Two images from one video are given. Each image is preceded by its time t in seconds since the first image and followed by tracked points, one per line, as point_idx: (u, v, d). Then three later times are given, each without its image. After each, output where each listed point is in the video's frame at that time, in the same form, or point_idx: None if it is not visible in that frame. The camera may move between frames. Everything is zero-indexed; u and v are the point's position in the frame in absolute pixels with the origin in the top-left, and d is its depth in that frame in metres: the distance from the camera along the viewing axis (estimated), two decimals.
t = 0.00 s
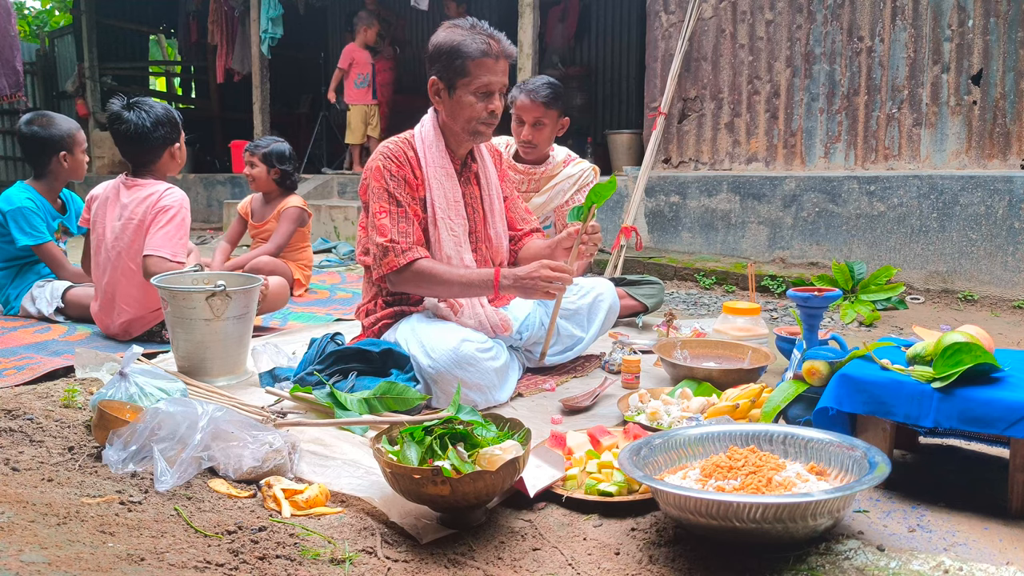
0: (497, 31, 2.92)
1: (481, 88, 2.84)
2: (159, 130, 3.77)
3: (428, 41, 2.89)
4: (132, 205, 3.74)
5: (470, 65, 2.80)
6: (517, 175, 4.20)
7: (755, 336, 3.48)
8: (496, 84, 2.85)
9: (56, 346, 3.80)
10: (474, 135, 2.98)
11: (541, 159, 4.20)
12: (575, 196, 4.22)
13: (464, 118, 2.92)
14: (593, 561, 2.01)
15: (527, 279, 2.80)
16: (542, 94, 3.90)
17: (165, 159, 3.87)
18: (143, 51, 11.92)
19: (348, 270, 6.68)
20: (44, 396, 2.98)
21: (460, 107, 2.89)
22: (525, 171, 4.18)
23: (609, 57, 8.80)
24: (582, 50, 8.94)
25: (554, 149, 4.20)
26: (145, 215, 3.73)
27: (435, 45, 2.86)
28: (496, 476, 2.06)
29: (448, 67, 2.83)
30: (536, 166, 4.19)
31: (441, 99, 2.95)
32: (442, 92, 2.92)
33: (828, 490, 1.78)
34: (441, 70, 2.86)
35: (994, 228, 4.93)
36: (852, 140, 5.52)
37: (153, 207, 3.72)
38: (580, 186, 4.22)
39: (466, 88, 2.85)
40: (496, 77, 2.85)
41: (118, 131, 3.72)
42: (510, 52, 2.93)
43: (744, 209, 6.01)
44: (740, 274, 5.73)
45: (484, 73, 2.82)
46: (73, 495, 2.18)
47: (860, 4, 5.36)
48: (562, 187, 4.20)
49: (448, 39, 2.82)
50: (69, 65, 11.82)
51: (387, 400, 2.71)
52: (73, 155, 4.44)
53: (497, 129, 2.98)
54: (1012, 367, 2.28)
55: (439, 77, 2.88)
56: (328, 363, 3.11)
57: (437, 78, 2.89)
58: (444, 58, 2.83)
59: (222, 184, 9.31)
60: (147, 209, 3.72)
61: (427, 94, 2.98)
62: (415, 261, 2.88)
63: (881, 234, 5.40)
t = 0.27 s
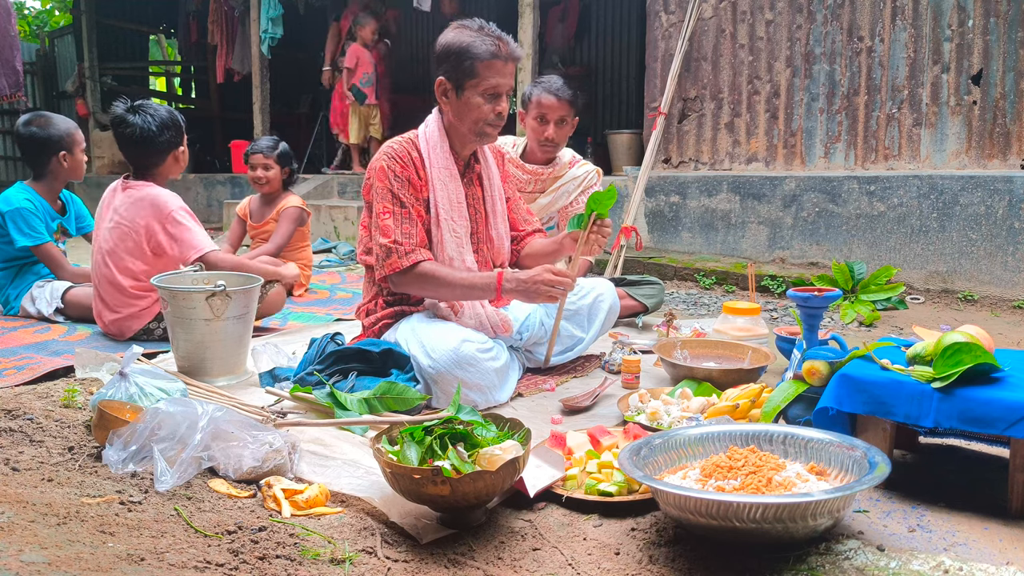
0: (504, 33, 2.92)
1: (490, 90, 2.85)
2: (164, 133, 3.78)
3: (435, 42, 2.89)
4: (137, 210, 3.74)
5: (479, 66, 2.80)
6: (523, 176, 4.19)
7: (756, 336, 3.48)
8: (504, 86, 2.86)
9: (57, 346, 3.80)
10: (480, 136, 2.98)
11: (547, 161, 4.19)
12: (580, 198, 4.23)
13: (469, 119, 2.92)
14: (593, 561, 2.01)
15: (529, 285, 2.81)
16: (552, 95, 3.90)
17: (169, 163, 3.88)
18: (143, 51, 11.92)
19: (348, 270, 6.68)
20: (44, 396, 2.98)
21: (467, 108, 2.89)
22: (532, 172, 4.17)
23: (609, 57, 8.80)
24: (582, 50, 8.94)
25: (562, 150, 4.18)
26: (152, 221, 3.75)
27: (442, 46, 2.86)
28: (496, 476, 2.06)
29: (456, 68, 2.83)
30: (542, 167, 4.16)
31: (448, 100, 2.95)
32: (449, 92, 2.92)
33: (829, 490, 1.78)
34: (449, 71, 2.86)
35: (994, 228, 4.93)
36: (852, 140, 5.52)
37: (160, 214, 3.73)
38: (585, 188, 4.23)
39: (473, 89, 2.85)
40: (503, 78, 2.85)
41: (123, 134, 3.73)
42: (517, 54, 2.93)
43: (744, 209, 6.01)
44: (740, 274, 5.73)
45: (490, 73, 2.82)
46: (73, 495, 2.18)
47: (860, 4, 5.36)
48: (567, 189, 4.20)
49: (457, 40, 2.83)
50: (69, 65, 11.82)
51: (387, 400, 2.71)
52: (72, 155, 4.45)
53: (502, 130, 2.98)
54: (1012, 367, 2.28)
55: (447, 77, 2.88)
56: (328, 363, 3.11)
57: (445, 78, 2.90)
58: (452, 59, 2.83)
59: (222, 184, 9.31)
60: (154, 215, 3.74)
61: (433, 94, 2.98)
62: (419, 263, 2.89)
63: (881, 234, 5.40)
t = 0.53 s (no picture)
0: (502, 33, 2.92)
1: (488, 89, 2.85)
2: (169, 135, 3.76)
3: (433, 41, 2.90)
4: (142, 211, 3.74)
5: (477, 66, 2.81)
6: (523, 176, 4.19)
7: (755, 336, 3.48)
8: (502, 85, 2.86)
9: (57, 346, 3.80)
10: (478, 135, 2.97)
11: (546, 159, 4.19)
12: (580, 196, 4.25)
13: (468, 118, 2.92)
14: (593, 561, 2.01)
15: (524, 287, 2.81)
16: (554, 93, 3.88)
17: (173, 164, 3.86)
18: (143, 51, 11.92)
19: (348, 270, 6.68)
20: (44, 396, 2.98)
21: (466, 108, 2.89)
22: (533, 172, 4.16)
23: (609, 57, 8.80)
24: (582, 50, 8.95)
25: (561, 149, 4.18)
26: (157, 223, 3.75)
27: (441, 46, 2.86)
28: (496, 476, 2.06)
29: (454, 67, 2.84)
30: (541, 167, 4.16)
31: (446, 99, 2.95)
32: (447, 92, 2.92)
33: (829, 490, 1.78)
34: (448, 71, 2.86)
35: (994, 228, 4.93)
36: (852, 140, 5.52)
37: (164, 216, 3.73)
38: (585, 186, 4.25)
39: (472, 88, 2.85)
40: (502, 77, 2.86)
41: (127, 137, 3.72)
42: (516, 53, 2.93)
43: (744, 209, 6.01)
44: (740, 274, 5.73)
45: (488, 73, 2.82)
46: (73, 495, 2.18)
47: (860, 4, 5.36)
48: (567, 188, 4.21)
49: (455, 39, 2.83)
50: (69, 65, 11.82)
51: (387, 400, 2.71)
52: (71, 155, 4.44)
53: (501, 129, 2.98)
54: (1012, 367, 2.28)
55: (445, 77, 2.88)
56: (328, 363, 3.11)
57: (442, 78, 2.90)
58: (450, 58, 2.84)
59: (222, 183, 9.31)
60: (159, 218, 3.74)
61: (432, 94, 2.97)
62: (415, 263, 2.89)
63: (881, 234, 5.40)
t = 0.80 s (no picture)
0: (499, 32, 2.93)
1: (485, 88, 2.85)
2: (182, 138, 3.81)
3: (430, 41, 2.90)
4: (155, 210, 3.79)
5: (474, 65, 2.81)
6: (517, 177, 4.18)
7: (755, 336, 3.48)
8: (499, 84, 2.86)
9: (57, 346, 3.80)
10: (476, 134, 2.97)
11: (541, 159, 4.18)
12: (573, 193, 4.25)
13: (466, 117, 2.92)
14: (594, 561, 2.01)
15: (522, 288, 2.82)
16: (547, 91, 3.93)
17: (187, 166, 3.92)
18: (143, 51, 11.92)
19: (348, 270, 6.68)
20: (44, 396, 2.98)
21: (464, 107, 2.90)
22: (526, 172, 4.15)
23: (609, 57, 8.80)
24: (582, 50, 8.95)
25: (552, 148, 4.17)
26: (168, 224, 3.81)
27: (437, 46, 2.87)
28: (495, 476, 2.06)
29: (451, 67, 2.84)
30: (533, 167, 4.15)
31: (443, 99, 2.95)
32: (444, 92, 2.92)
33: (828, 490, 1.78)
34: (445, 70, 2.87)
35: (994, 228, 4.93)
36: (852, 140, 5.52)
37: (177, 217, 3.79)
38: (578, 183, 4.23)
39: (470, 88, 2.85)
40: (499, 76, 2.86)
41: (141, 142, 3.73)
42: (512, 52, 2.94)
43: (744, 209, 6.01)
44: (740, 274, 5.73)
45: (485, 72, 2.83)
46: (73, 495, 2.18)
47: (860, 4, 5.36)
48: (561, 186, 4.19)
49: (451, 39, 2.85)
50: (69, 65, 11.82)
51: (387, 400, 2.71)
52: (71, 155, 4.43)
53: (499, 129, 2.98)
54: (1011, 367, 2.28)
55: (442, 77, 2.89)
56: (328, 363, 3.11)
57: (440, 78, 2.90)
58: (448, 58, 2.84)
59: (222, 184, 9.31)
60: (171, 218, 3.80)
61: (429, 94, 2.98)
62: (412, 264, 2.89)
63: (881, 234, 5.40)
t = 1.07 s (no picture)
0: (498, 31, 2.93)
1: (484, 88, 2.86)
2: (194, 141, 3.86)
3: (430, 42, 2.91)
4: (164, 212, 3.81)
5: (472, 65, 2.82)
6: (513, 179, 4.17)
7: (755, 336, 3.48)
8: (498, 84, 2.86)
9: (57, 346, 3.80)
10: (475, 134, 2.97)
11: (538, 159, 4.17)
12: (571, 191, 4.26)
13: (465, 117, 2.92)
14: (593, 561, 2.01)
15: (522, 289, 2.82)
16: (543, 90, 3.92)
17: (198, 170, 3.97)
18: (143, 51, 11.92)
19: (348, 270, 6.68)
20: (44, 396, 2.98)
21: (463, 107, 2.90)
22: (523, 173, 4.14)
23: (609, 57, 8.80)
24: (582, 50, 8.95)
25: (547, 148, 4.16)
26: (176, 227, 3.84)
27: (436, 46, 2.88)
28: (495, 476, 2.06)
29: (451, 67, 2.85)
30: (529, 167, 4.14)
31: (443, 99, 2.95)
32: (444, 92, 2.93)
33: (829, 490, 1.78)
34: (444, 70, 2.87)
35: (994, 228, 4.93)
36: (852, 140, 5.52)
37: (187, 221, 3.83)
38: (575, 180, 4.24)
39: (469, 88, 2.85)
40: (499, 76, 2.86)
41: (155, 142, 3.77)
42: (511, 51, 2.94)
43: (744, 209, 6.01)
44: (740, 275, 5.73)
45: (484, 72, 2.83)
46: (73, 495, 2.18)
47: (860, 4, 5.36)
48: (558, 185, 4.20)
49: (450, 39, 2.85)
50: (69, 65, 11.82)
51: (387, 400, 2.71)
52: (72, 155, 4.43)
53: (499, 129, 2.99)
54: (1012, 367, 2.28)
55: (441, 77, 2.90)
56: (329, 363, 3.11)
57: (439, 78, 2.91)
58: (447, 57, 2.85)
59: (222, 184, 9.31)
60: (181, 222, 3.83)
61: (429, 94, 2.99)
62: (413, 268, 2.90)
63: (881, 234, 5.40)
